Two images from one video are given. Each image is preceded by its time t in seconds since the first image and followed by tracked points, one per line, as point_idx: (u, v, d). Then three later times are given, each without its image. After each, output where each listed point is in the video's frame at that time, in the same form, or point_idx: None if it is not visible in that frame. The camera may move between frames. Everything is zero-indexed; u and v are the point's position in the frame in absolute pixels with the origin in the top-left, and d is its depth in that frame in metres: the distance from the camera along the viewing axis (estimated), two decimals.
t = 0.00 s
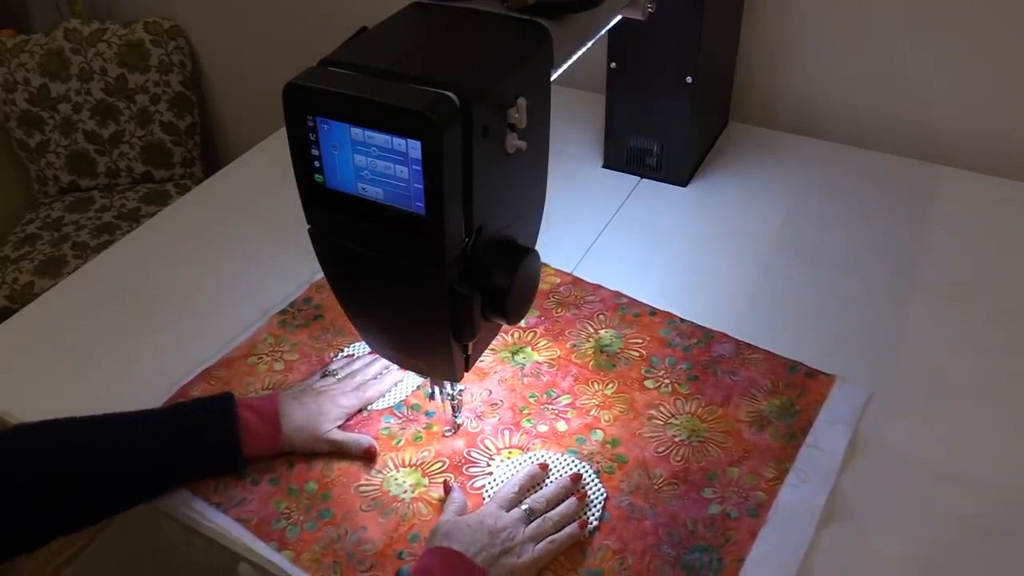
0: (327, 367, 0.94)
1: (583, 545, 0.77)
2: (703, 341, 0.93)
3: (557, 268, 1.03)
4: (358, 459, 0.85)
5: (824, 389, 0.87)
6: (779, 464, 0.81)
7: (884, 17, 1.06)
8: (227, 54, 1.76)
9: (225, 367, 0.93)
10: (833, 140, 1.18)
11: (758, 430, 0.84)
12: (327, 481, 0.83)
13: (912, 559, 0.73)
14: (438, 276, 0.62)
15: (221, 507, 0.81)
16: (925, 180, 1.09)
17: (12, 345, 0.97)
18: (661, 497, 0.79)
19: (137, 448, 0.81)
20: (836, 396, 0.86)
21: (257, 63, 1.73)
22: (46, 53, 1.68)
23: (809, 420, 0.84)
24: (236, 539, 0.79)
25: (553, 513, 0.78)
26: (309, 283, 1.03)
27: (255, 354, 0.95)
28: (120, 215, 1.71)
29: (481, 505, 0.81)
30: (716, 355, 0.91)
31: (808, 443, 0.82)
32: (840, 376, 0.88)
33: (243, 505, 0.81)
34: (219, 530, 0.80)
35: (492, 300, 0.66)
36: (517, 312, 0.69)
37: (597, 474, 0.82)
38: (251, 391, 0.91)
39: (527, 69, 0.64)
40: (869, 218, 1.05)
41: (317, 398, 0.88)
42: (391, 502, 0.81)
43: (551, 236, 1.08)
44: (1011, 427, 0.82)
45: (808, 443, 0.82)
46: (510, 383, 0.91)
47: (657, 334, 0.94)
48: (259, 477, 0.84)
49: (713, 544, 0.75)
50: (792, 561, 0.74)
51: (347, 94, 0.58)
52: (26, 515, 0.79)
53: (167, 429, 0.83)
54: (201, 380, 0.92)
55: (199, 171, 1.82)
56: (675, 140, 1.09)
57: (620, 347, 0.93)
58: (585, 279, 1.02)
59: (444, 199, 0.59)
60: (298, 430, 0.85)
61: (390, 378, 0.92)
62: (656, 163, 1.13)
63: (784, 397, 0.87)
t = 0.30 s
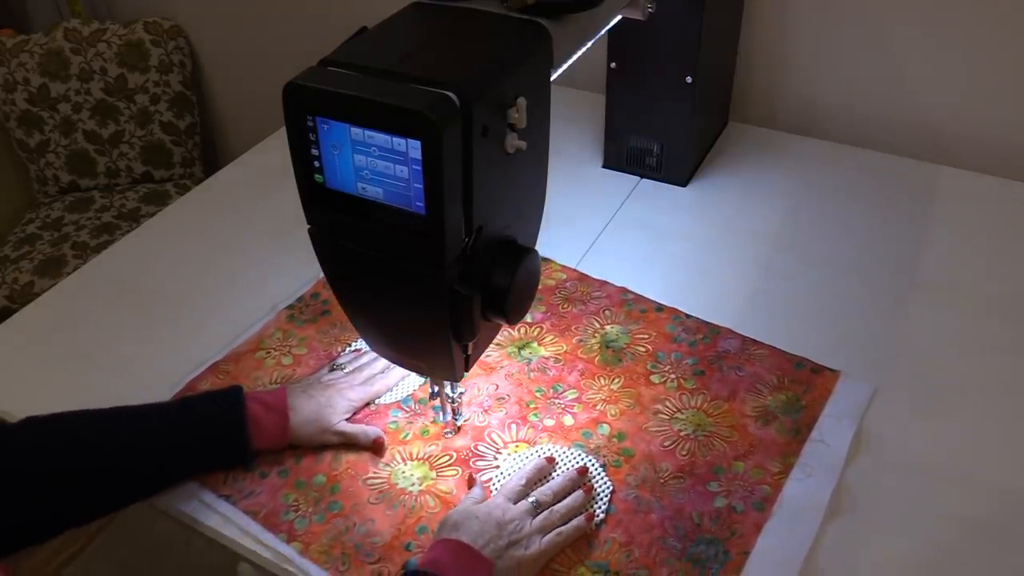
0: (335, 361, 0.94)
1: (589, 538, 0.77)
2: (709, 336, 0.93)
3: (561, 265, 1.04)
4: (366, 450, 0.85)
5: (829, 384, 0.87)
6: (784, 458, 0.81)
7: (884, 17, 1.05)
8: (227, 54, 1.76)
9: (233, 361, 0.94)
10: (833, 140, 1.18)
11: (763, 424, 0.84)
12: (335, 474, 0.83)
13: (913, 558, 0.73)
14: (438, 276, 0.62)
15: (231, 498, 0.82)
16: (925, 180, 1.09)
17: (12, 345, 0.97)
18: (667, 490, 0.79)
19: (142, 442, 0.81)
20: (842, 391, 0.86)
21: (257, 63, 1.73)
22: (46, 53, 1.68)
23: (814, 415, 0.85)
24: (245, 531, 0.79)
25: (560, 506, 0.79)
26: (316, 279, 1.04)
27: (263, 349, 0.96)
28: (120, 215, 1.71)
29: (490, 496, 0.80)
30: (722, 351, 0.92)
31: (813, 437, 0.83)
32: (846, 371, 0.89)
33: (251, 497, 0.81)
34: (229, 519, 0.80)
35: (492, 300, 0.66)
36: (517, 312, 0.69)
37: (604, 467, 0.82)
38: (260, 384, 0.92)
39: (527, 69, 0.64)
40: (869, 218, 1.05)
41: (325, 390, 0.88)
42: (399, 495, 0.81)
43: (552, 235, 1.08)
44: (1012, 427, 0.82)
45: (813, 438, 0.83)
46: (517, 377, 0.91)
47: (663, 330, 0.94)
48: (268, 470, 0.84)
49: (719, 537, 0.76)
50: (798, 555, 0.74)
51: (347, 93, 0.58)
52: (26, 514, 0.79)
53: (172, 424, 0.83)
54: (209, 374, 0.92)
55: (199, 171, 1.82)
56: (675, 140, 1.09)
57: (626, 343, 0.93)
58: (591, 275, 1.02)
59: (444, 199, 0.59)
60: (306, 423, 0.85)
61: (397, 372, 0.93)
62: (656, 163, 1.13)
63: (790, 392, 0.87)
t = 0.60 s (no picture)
0: (339, 357, 0.94)
1: (594, 530, 0.78)
2: (710, 331, 0.93)
3: (563, 261, 1.04)
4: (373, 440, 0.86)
5: (830, 377, 0.88)
6: (786, 450, 0.82)
7: (884, 17, 1.05)
8: (227, 54, 1.76)
9: (237, 357, 0.94)
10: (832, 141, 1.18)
11: (765, 418, 0.85)
12: (340, 468, 0.83)
13: (913, 557, 0.73)
14: (438, 276, 0.62)
15: (237, 494, 0.82)
16: (925, 180, 1.09)
17: (12, 345, 0.97)
18: (670, 483, 0.80)
19: (146, 439, 0.81)
20: (843, 384, 0.87)
21: (257, 63, 1.73)
22: (46, 53, 1.68)
23: (815, 408, 0.85)
24: (252, 525, 0.79)
25: (565, 498, 0.79)
26: (320, 277, 1.04)
27: (267, 345, 0.96)
28: (120, 215, 1.71)
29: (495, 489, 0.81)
30: (723, 345, 0.92)
31: (814, 430, 0.83)
32: (845, 364, 0.89)
33: (257, 492, 0.82)
34: (237, 516, 0.80)
35: (492, 299, 0.66)
36: (517, 311, 0.69)
37: (608, 461, 0.82)
38: (264, 380, 0.92)
39: (527, 69, 0.64)
40: (869, 218, 1.05)
41: (328, 385, 0.89)
42: (405, 489, 0.81)
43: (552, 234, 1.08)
44: (1012, 428, 0.82)
45: (815, 430, 0.83)
46: (519, 372, 0.91)
47: (665, 325, 0.95)
48: (274, 464, 0.84)
49: (722, 528, 0.76)
50: (801, 545, 0.74)
51: (347, 93, 0.58)
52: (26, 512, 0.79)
53: (176, 419, 0.83)
54: (213, 371, 0.92)
55: (199, 171, 1.82)
56: (675, 140, 1.09)
57: (627, 337, 0.94)
58: (592, 272, 1.02)
59: (444, 200, 0.59)
60: (310, 418, 0.85)
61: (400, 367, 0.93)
62: (656, 163, 1.13)
63: (791, 385, 0.87)
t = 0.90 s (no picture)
0: (341, 351, 0.95)
1: (597, 518, 0.78)
2: (708, 323, 0.94)
3: (563, 255, 1.05)
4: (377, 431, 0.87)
5: (828, 366, 0.89)
6: (785, 438, 0.83)
7: (884, 17, 1.05)
8: (227, 54, 1.76)
9: (240, 353, 0.94)
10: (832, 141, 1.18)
11: (764, 407, 0.86)
12: (345, 461, 0.84)
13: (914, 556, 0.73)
14: (438, 276, 0.62)
15: (242, 486, 0.82)
16: (925, 181, 1.09)
17: (11, 346, 0.97)
18: (671, 471, 0.81)
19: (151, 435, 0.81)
20: (841, 372, 0.88)
21: (257, 63, 1.73)
22: (46, 53, 1.68)
23: (814, 397, 0.86)
24: (259, 519, 0.79)
25: (569, 486, 0.80)
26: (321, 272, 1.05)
27: (269, 340, 0.96)
28: (120, 215, 1.71)
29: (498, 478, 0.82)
30: (721, 336, 0.93)
31: (812, 419, 0.84)
32: (844, 354, 0.90)
33: (262, 485, 0.82)
34: (242, 508, 0.80)
35: (492, 300, 0.66)
36: (517, 312, 0.69)
37: (609, 450, 0.83)
38: (267, 375, 0.92)
39: (527, 69, 0.64)
40: (869, 218, 1.05)
41: (332, 379, 0.89)
42: (409, 480, 0.82)
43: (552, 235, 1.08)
44: (1012, 428, 0.82)
45: (813, 419, 0.84)
46: (520, 364, 0.92)
47: (663, 317, 0.96)
48: (278, 457, 0.84)
49: (723, 515, 0.77)
50: (801, 530, 0.75)
51: (346, 93, 0.58)
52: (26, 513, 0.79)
53: (180, 415, 0.83)
54: (217, 365, 0.93)
55: (199, 170, 1.82)
56: (675, 140, 1.09)
57: (627, 329, 0.94)
58: (591, 265, 1.03)
59: (444, 199, 0.59)
60: (315, 411, 0.86)
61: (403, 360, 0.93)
62: (656, 163, 1.13)
63: (789, 375, 0.88)
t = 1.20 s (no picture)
0: (342, 341, 0.96)
1: (596, 501, 0.79)
2: (704, 311, 0.96)
3: (559, 246, 1.06)
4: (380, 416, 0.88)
5: (822, 354, 0.90)
6: (780, 423, 0.84)
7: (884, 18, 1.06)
8: (227, 55, 1.76)
9: (242, 344, 0.95)
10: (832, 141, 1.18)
11: (760, 393, 0.87)
12: (347, 448, 0.84)
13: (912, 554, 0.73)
14: (438, 276, 0.62)
15: (247, 474, 0.82)
16: (925, 181, 1.09)
17: (11, 347, 0.97)
18: (669, 456, 0.82)
19: (153, 432, 0.81)
20: (833, 360, 0.89)
21: (257, 63, 1.73)
22: (45, 53, 1.67)
23: (808, 382, 0.87)
24: (265, 507, 0.79)
25: (569, 471, 0.80)
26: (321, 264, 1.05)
27: (271, 331, 0.97)
28: (120, 215, 1.71)
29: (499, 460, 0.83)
30: (718, 325, 0.94)
31: (807, 404, 0.85)
32: (835, 342, 0.91)
33: (266, 473, 0.82)
34: (247, 496, 0.80)
35: (492, 299, 0.66)
36: (517, 311, 0.69)
37: (608, 436, 0.84)
38: (270, 365, 0.93)
39: (528, 69, 0.65)
40: (869, 217, 1.05)
41: (334, 367, 0.90)
42: (411, 466, 0.82)
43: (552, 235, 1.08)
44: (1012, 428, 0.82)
45: (808, 404, 0.85)
46: (519, 354, 0.93)
47: (660, 306, 0.97)
48: (281, 446, 0.85)
49: (721, 498, 0.78)
50: (797, 510, 0.76)
51: (347, 93, 0.59)
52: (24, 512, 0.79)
53: (182, 413, 0.83)
54: (219, 357, 0.93)
55: (199, 170, 1.82)
56: (674, 140, 1.09)
57: (625, 319, 0.95)
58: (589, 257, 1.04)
59: (444, 199, 0.59)
60: (319, 399, 0.86)
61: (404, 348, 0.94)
62: (655, 163, 1.13)
63: (784, 362, 0.89)
